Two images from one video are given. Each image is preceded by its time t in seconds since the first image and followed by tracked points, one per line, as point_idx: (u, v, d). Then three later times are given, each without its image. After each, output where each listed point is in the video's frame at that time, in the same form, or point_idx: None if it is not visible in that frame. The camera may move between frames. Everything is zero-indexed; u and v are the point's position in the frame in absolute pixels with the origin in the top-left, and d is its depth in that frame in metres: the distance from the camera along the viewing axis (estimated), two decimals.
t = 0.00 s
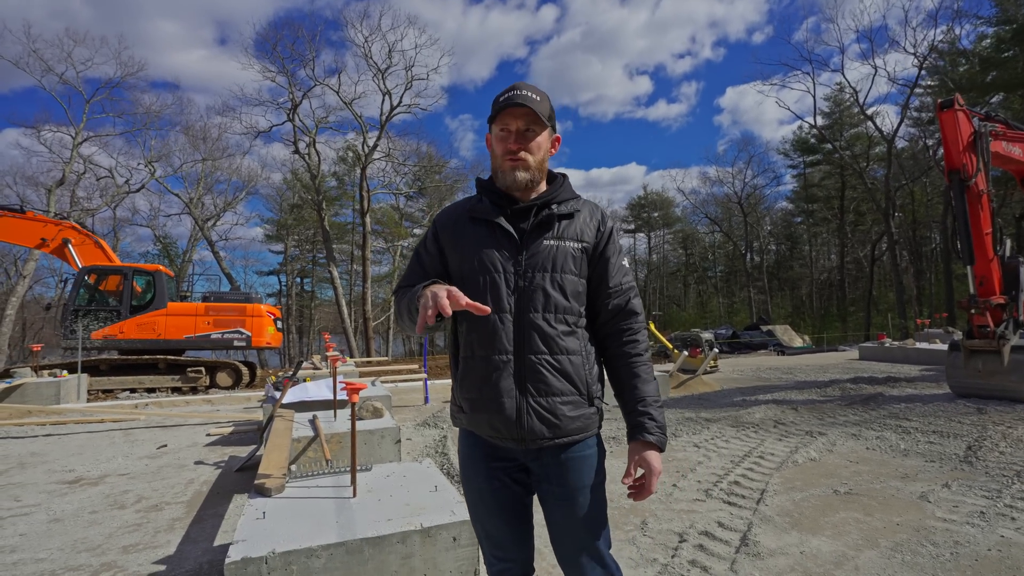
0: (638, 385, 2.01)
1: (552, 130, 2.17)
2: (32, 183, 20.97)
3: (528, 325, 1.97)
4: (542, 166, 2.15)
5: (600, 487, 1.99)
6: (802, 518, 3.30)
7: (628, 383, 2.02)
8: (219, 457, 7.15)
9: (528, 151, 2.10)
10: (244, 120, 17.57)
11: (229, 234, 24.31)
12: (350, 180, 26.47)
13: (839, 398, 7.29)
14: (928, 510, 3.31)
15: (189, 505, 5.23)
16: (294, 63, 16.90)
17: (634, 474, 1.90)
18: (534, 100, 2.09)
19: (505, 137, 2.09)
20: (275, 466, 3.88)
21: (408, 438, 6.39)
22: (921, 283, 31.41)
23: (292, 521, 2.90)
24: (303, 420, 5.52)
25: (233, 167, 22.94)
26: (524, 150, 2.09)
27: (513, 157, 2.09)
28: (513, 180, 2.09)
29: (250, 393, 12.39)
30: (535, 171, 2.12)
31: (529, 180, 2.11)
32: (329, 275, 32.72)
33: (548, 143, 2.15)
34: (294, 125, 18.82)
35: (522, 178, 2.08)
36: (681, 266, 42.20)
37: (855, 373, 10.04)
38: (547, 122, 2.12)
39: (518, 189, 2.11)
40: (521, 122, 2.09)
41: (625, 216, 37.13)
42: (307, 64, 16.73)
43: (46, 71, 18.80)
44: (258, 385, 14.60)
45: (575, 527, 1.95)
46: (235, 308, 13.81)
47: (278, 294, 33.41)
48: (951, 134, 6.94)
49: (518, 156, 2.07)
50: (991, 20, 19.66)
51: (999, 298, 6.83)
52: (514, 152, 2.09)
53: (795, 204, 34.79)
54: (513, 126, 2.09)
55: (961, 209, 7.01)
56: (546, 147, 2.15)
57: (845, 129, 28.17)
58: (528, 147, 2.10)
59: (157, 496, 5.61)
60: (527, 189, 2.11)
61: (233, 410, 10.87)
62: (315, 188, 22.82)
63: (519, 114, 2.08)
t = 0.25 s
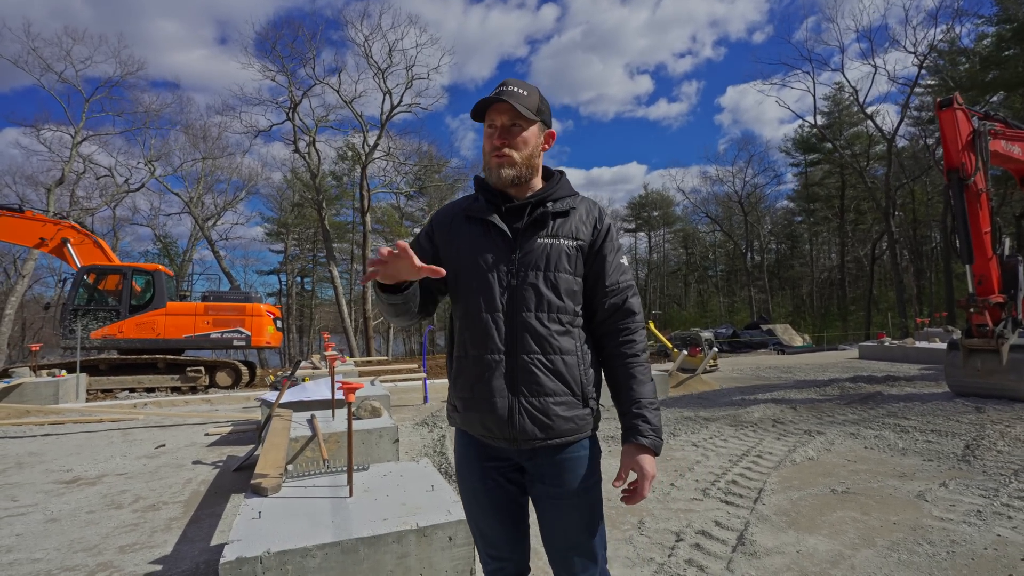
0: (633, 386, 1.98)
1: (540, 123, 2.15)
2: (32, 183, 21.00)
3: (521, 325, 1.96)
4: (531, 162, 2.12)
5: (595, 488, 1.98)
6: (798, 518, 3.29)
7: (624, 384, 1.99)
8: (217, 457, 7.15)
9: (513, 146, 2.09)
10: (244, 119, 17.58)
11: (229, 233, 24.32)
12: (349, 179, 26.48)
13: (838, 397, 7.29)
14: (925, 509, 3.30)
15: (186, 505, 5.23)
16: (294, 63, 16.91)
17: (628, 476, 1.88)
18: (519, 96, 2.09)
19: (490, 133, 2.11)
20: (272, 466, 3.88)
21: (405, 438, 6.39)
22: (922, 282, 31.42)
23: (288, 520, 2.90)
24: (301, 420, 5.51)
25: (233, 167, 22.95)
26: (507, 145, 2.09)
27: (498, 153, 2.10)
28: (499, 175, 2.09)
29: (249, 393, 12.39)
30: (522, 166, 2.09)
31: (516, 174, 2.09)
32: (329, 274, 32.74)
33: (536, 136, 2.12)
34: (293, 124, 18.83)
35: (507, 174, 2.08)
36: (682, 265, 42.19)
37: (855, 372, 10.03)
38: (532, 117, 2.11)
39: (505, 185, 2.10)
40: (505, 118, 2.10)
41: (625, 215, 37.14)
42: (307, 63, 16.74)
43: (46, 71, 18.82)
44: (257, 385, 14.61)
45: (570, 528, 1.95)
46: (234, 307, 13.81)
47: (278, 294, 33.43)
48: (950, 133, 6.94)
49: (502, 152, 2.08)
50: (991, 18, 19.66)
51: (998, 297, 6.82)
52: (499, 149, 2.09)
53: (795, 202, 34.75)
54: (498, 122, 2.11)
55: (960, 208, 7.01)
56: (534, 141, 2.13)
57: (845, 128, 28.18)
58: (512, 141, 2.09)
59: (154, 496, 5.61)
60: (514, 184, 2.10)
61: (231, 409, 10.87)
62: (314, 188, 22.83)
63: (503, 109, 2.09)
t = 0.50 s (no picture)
0: (631, 387, 1.94)
1: (539, 119, 2.12)
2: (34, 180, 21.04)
3: (515, 323, 1.93)
4: (530, 159, 2.09)
5: (589, 491, 1.96)
6: (794, 517, 3.27)
7: (621, 386, 1.96)
8: (215, 454, 7.15)
9: (512, 143, 2.07)
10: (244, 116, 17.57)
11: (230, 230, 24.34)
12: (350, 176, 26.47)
13: (837, 396, 7.25)
14: (923, 510, 3.28)
15: (183, 502, 5.23)
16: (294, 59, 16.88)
17: (622, 480, 1.85)
18: (517, 92, 2.07)
19: (489, 130, 2.09)
20: (267, 463, 3.87)
21: (402, 436, 6.37)
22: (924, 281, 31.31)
23: (280, 518, 2.88)
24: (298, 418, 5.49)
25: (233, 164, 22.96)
26: (506, 143, 2.06)
27: (497, 150, 2.07)
28: (498, 173, 2.07)
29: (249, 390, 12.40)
30: (521, 164, 2.07)
31: (515, 170, 2.06)
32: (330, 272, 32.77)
33: (535, 131, 2.10)
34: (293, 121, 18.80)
35: (505, 171, 2.05)
36: (683, 263, 42.08)
37: (855, 371, 9.99)
38: (531, 112, 2.08)
39: (503, 183, 2.08)
40: (504, 114, 2.08)
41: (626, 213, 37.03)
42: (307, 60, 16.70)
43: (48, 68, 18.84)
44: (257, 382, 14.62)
45: (561, 531, 1.93)
46: (234, 305, 13.82)
47: (279, 291, 33.47)
48: (952, 130, 6.89)
49: (500, 149, 2.06)
50: (996, 14, 19.52)
51: (1000, 296, 6.80)
52: (497, 145, 2.07)
53: (798, 200, 34.62)
54: (497, 118, 2.09)
55: (962, 206, 6.96)
56: (533, 137, 2.10)
57: (847, 125, 28.07)
58: (511, 139, 2.07)
59: (151, 493, 5.61)
60: (514, 181, 2.08)
61: (230, 406, 10.88)
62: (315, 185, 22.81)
63: (501, 105, 2.07)
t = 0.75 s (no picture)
0: (631, 391, 1.91)
1: (542, 117, 2.10)
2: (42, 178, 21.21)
3: (514, 323, 1.92)
4: (533, 156, 2.07)
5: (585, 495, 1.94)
6: (794, 520, 3.23)
7: (621, 389, 1.93)
8: (217, 452, 7.18)
9: (514, 141, 2.04)
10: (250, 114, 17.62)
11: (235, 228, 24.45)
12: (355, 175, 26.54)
13: (842, 397, 7.18)
14: (925, 513, 3.23)
15: (184, 499, 5.25)
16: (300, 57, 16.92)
17: (620, 485, 1.82)
18: (520, 89, 2.05)
19: (491, 128, 2.07)
20: (265, 461, 3.87)
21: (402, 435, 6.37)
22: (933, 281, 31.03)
23: (275, 516, 2.88)
24: (298, 416, 5.50)
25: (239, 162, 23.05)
26: (508, 140, 2.04)
27: (499, 149, 2.05)
28: (500, 171, 2.04)
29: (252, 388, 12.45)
30: (523, 162, 2.04)
31: (516, 168, 2.04)
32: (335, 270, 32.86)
33: (538, 128, 2.08)
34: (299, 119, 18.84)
35: (507, 169, 2.03)
36: (689, 262, 41.88)
37: (860, 372, 9.91)
38: (534, 110, 2.06)
39: (505, 181, 2.06)
40: (506, 111, 2.06)
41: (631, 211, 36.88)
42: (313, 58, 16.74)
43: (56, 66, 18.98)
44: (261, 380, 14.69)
45: (556, 535, 1.91)
46: (239, 302, 13.89)
47: (284, 290, 33.59)
48: (959, 129, 6.80)
49: (503, 147, 2.04)
50: (1008, 11, 19.29)
51: (1007, 297, 6.70)
52: (500, 143, 2.05)
53: (805, 199, 34.35)
54: (499, 116, 2.07)
55: (970, 206, 6.89)
56: (536, 135, 2.08)
57: (855, 123, 27.84)
58: (514, 136, 2.04)
59: (152, 490, 5.64)
60: (517, 179, 2.06)
61: (234, 404, 10.93)
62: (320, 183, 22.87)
63: (504, 102, 2.05)
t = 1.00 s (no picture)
0: (630, 395, 1.90)
1: (542, 116, 2.09)
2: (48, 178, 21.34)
3: (511, 325, 1.91)
4: (532, 154, 2.07)
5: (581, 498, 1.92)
6: (792, 523, 3.21)
7: (619, 392, 1.92)
8: (217, 451, 7.20)
9: (513, 139, 2.04)
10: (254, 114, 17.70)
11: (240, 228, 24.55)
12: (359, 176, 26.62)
13: (844, 399, 7.14)
14: (925, 517, 3.21)
15: (183, 499, 5.26)
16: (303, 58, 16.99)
17: (617, 490, 1.80)
18: (520, 87, 2.05)
19: (490, 125, 2.06)
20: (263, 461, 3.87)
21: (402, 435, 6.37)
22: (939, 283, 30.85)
23: (271, 516, 2.88)
24: (298, 416, 5.51)
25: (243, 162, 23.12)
26: (507, 138, 2.04)
27: (498, 147, 2.04)
28: (498, 169, 2.03)
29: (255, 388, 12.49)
30: (522, 160, 2.04)
31: (515, 166, 2.03)
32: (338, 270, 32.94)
33: (537, 126, 2.07)
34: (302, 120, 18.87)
35: (506, 167, 2.02)
36: (693, 263, 41.76)
37: (863, 374, 9.85)
38: (533, 109, 2.06)
39: (503, 179, 2.05)
40: (505, 109, 2.05)
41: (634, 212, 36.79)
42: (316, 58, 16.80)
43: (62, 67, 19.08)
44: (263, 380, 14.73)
45: (551, 538, 1.90)
46: (241, 303, 13.94)
47: (288, 290, 33.69)
48: (963, 131, 6.77)
49: (502, 145, 2.03)
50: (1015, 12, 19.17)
51: (1012, 300, 6.69)
52: (499, 141, 2.04)
53: (810, 201, 34.22)
54: (498, 114, 2.06)
55: (974, 208, 6.85)
56: (535, 134, 2.07)
57: (860, 125, 27.70)
58: (513, 134, 2.04)
59: (153, 489, 5.66)
60: (515, 178, 2.05)
61: (236, 404, 10.95)
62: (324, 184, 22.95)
63: (503, 100, 2.05)
